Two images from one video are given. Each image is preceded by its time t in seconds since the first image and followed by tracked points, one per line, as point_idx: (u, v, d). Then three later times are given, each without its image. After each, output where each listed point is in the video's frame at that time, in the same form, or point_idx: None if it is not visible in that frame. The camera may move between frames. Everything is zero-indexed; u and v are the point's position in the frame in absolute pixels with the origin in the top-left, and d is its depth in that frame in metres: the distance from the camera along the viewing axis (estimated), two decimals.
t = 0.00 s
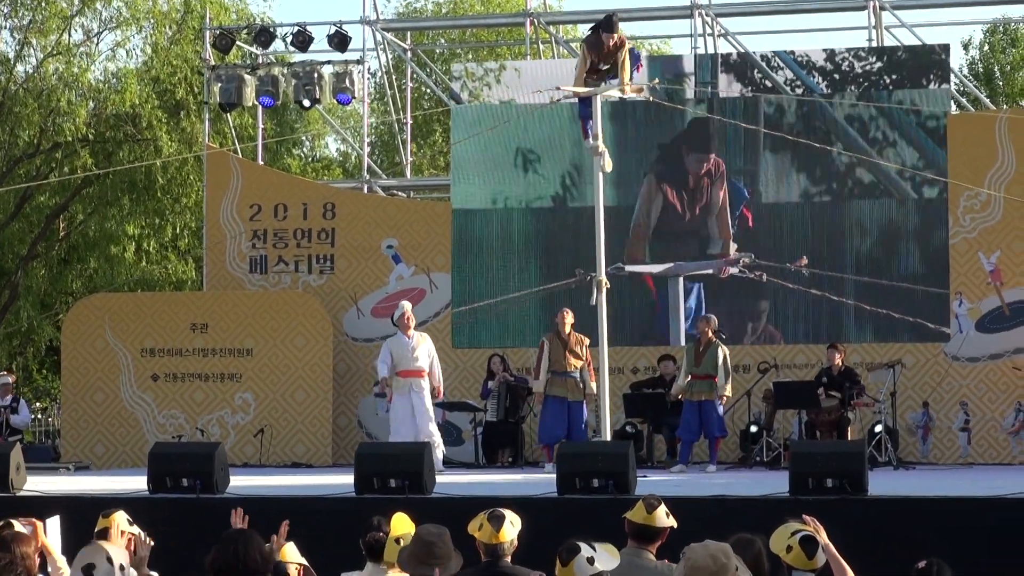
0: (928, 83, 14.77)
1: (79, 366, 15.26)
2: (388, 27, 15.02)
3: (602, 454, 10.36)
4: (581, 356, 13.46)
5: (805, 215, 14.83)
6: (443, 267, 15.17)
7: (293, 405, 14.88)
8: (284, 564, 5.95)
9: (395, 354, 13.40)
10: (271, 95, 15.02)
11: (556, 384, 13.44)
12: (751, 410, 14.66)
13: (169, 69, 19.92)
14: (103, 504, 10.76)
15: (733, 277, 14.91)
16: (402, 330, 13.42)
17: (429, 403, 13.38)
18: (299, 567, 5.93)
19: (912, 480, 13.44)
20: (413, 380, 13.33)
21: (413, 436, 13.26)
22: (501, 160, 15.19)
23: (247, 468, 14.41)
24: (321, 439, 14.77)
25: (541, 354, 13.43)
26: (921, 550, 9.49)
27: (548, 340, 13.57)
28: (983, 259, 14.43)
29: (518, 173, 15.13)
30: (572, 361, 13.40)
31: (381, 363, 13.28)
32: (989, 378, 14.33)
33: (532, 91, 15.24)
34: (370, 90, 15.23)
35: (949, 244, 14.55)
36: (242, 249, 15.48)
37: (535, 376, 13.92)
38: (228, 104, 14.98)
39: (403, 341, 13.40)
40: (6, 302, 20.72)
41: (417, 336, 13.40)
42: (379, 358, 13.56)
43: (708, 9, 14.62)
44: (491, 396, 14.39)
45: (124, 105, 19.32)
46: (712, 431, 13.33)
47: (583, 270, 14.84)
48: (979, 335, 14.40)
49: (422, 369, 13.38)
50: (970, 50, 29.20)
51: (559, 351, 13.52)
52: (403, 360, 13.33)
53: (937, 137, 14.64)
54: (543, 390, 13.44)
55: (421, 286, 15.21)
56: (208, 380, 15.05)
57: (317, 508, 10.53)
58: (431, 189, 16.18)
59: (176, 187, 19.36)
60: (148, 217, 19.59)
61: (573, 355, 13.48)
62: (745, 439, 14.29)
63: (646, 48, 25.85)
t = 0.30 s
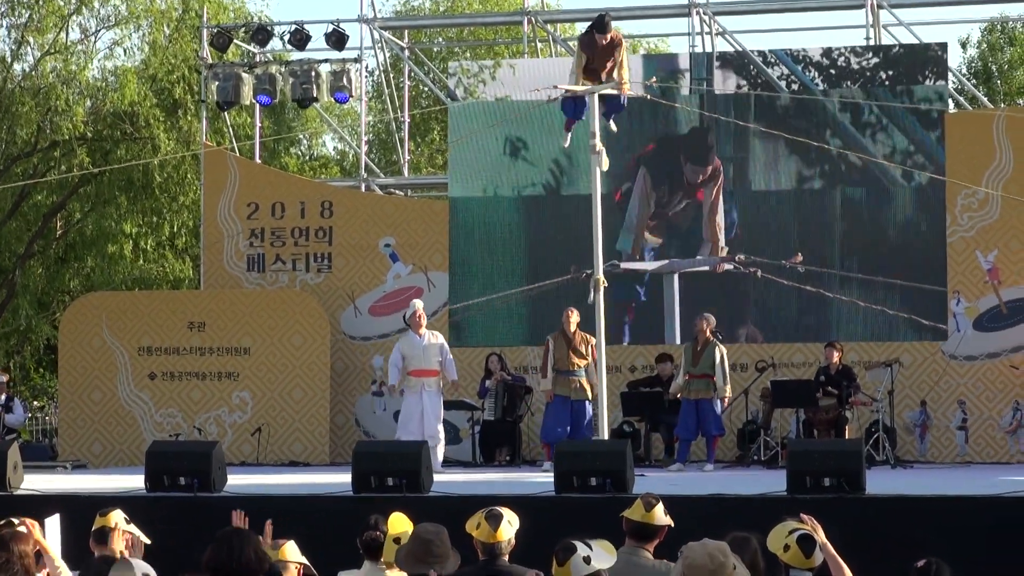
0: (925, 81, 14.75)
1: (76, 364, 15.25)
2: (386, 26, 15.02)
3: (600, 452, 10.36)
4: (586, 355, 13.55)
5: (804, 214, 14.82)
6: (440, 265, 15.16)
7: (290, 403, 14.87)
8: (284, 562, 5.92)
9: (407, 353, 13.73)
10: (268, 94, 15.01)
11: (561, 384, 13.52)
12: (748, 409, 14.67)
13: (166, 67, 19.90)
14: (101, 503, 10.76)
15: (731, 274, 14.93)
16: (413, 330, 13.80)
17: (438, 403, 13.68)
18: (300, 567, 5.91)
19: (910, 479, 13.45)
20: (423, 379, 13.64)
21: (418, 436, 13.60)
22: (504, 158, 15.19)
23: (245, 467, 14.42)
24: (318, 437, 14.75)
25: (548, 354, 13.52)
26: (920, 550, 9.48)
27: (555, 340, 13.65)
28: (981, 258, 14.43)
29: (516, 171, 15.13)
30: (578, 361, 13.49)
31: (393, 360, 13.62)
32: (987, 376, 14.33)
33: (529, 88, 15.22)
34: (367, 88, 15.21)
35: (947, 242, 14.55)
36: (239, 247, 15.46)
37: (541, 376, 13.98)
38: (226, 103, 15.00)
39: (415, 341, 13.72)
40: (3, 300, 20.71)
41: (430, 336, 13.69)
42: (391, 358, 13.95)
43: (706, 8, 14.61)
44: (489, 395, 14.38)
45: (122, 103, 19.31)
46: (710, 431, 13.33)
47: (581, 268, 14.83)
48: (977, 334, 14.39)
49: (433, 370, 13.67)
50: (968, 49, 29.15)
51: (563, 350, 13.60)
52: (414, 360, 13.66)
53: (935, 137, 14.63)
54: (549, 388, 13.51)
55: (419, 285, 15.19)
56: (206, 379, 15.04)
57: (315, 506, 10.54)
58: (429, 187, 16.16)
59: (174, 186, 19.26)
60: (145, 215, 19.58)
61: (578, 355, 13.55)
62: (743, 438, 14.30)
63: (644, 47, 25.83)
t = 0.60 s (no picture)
0: (926, 81, 14.71)
1: (76, 364, 15.25)
2: (385, 26, 15.01)
3: (600, 452, 10.37)
4: (587, 355, 13.57)
5: (799, 216, 14.84)
6: (440, 265, 15.16)
7: (290, 403, 14.87)
8: (285, 563, 5.92)
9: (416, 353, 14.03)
10: (268, 94, 15.01)
11: (563, 383, 13.53)
12: (748, 408, 14.70)
13: (166, 67, 19.92)
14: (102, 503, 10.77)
15: (730, 273, 14.95)
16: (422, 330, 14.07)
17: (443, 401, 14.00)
18: (302, 568, 5.91)
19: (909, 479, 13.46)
20: (430, 378, 13.94)
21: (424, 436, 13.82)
22: (503, 157, 15.19)
23: (245, 467, 14.43)
24: (318, 438, 14.75)
25: (551, 353, 13.55)
26: (919, 550, 9.48)
27: (557, 339, 13.71)
28: (980, 257, 14.43)
29: (516, 170, 15.13)
30: (580, 361, 13.51)
31: (402, 359, 13.95)
32: (986, 376, 14.33)
33: (528, 87, 15.21)
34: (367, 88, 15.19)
35: (946, 242, 14.55)
36: (239, 247, 15.46)
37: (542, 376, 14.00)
38: (226, 103, 15.02)
39: (424, 341, 14.02)
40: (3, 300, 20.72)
41: (438, 335, 14.00)
42: (402, 359, 14.27)
43: (705, 7, 14.61)
44: (490, 394, 14.41)
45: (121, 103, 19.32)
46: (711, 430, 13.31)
47: (580, 267, 14.84)
48: (976, 333, 14.40)
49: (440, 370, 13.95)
50: (968, 49, 29.16)
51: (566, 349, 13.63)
52: (422, 359, 13.98)
53: (935, 136, 14.62)
54: (551, 388, 13.52)
55: (418, 285, 15.19)
56: (206, 379, 15.05)
57: (315, 506, 10.55)
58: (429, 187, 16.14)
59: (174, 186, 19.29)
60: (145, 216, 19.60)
61: (580, 354, 13.59)
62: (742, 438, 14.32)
63: (644, 48, 25.84)
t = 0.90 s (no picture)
0: (926, 83, 14.68)
1: (75, 364, 15.23)
2: (385, 26, 15.01)
3: (599, 453, 10.38)
4: (587, 355, 13.59)
5: (796, 217, 14.85)
6: (440, 265, 15.17)
7: (289, 404, 14.87)
8: (286, 564, 5.92)
9: (416, 353, 14.03)
10: (267, 94, 14.99)
11: (562, 383, 13.52)
12: (747, 409, 14.70)
13: (165, 68, 19.92)
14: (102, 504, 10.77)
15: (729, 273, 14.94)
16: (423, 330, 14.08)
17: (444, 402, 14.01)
18: (303, 568, 5.91)
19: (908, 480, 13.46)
20: (430, 379, 13.95)
21: (424, 436, 13.84)
22: (503, 158, 15.17)
23: (244, 467, 14.43)
24: (317, 438, 14.75)
25: (550, 353, 13.56)
26: (918, 550, 9.48)
27: (556, 339, 13.72)
28: (979, 258, 14.44)
29: (515, 169, 15.12)
30: (579, 361, 13.52)
31: (402, 360, 13.95)
32: (985, 377, 14.33)
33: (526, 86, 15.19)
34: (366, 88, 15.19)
35: (946, 242, 14.55)
36: (238, 247, 15.45)
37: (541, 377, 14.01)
38: (225, 103, 15.00)
39: (424, 341, 14.01)
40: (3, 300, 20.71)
41: (438, 336, 14.00)
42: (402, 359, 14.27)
43: (705, 8, 14.61)
44: (489, 395, 14.43)
45: (120, 103, 19.32)
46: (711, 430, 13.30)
47: (581, 267, 14.84)
48: (976, 334, 14.40)
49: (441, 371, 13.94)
50: (968, 49, 29.19)
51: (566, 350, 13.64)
52: (423, 359, 13.98)
53: (935, 137, 14.60)
54: (550, 388, 13.52)
55: (417, 285, 15.19)
56: (205, 379, 15.04)
57: (315, 506, 10.55)
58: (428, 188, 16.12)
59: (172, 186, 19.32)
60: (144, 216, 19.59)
61: (579, 355, 13.60)
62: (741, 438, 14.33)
63: (644, 48, 25.85)
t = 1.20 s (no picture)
0: (926, 85, 14.67)
1: (74, 368, 15.23)
2: (384, 30, 15.01)
3: (598, 457, 10.41)
4: (586, 359, 13.62)
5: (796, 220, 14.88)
6: (439, 269, 15.16)
7: (288, 407, 14.88)
8: (287, 568, 5.96)
9: (415, 356, 14.02)
10: (266, 98, 14.96)
11: (560, 387, 13.55)
12: (747, 412, 14.71)
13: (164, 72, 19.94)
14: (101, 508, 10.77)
15: (727, 276, 14.98)
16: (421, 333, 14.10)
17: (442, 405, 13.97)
18: (303, 572, 5.92)
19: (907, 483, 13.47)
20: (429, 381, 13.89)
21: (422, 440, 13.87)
22: (501, 162, 15.19)
23: (243, 471, 14.44)
24: (316, 442, 14.77)
25: (549, 357, 13.59)
26: (917, 554, 9.48)
27: (556, 343, 13.73)
28: (977, 262, 14.45)
29: (515, 174, 15.15)
30: (579, 365, 13.54)
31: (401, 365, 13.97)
32: (984, 380, 14.34)
33: (522, 91, 15.20)
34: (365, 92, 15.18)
35: (944, 246, 14.57)
36: (238, 251, 15.45)
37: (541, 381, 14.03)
38: (224, 107, 14.98)
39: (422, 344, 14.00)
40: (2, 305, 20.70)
41: (436, 339, 13.97)
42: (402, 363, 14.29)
43: (704, 11, 14.62)
44: (488, 398, 14.48)
45: (119, 107, 19.29)
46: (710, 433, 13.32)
47: (579, 270, 14.88)
48: (974, 337, 14.41)
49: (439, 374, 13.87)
50: (965, 52, 29.22)
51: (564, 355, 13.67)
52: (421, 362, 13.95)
53: (934, 140, 14.61)
54: (549, 391, 13.55)
55: (416, 289, 15.19)
56: (204, 383, 15.04)
57: (314, 510, 10.55)
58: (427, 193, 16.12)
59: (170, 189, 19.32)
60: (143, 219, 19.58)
61: (578, 359, 13.62)
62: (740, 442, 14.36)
63: (642, 51, 25.87)
